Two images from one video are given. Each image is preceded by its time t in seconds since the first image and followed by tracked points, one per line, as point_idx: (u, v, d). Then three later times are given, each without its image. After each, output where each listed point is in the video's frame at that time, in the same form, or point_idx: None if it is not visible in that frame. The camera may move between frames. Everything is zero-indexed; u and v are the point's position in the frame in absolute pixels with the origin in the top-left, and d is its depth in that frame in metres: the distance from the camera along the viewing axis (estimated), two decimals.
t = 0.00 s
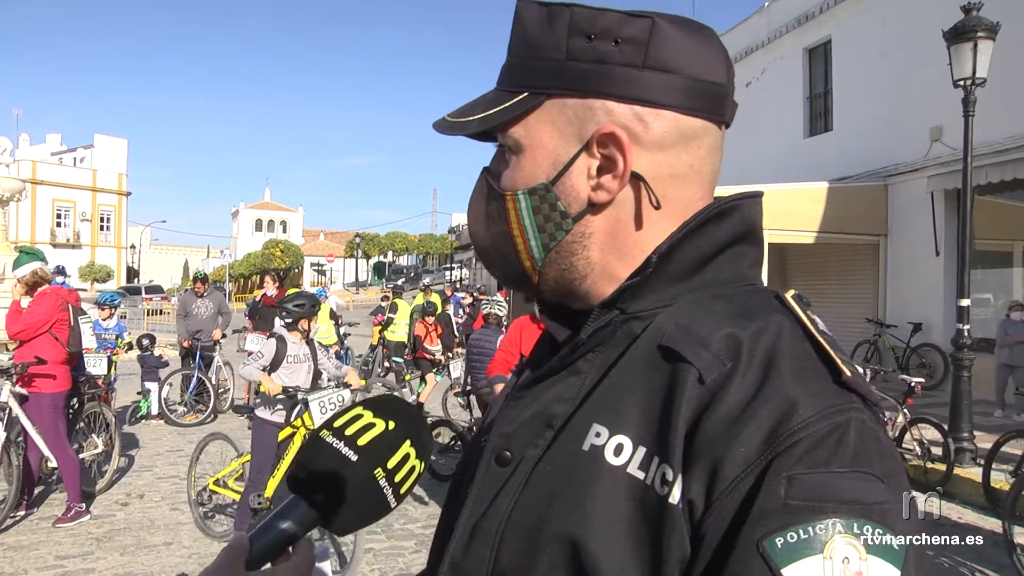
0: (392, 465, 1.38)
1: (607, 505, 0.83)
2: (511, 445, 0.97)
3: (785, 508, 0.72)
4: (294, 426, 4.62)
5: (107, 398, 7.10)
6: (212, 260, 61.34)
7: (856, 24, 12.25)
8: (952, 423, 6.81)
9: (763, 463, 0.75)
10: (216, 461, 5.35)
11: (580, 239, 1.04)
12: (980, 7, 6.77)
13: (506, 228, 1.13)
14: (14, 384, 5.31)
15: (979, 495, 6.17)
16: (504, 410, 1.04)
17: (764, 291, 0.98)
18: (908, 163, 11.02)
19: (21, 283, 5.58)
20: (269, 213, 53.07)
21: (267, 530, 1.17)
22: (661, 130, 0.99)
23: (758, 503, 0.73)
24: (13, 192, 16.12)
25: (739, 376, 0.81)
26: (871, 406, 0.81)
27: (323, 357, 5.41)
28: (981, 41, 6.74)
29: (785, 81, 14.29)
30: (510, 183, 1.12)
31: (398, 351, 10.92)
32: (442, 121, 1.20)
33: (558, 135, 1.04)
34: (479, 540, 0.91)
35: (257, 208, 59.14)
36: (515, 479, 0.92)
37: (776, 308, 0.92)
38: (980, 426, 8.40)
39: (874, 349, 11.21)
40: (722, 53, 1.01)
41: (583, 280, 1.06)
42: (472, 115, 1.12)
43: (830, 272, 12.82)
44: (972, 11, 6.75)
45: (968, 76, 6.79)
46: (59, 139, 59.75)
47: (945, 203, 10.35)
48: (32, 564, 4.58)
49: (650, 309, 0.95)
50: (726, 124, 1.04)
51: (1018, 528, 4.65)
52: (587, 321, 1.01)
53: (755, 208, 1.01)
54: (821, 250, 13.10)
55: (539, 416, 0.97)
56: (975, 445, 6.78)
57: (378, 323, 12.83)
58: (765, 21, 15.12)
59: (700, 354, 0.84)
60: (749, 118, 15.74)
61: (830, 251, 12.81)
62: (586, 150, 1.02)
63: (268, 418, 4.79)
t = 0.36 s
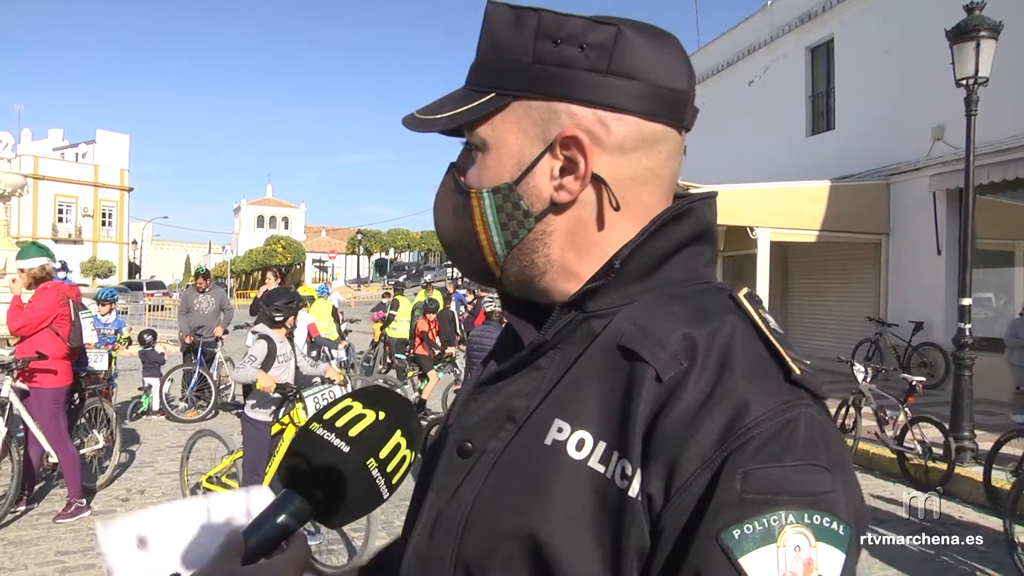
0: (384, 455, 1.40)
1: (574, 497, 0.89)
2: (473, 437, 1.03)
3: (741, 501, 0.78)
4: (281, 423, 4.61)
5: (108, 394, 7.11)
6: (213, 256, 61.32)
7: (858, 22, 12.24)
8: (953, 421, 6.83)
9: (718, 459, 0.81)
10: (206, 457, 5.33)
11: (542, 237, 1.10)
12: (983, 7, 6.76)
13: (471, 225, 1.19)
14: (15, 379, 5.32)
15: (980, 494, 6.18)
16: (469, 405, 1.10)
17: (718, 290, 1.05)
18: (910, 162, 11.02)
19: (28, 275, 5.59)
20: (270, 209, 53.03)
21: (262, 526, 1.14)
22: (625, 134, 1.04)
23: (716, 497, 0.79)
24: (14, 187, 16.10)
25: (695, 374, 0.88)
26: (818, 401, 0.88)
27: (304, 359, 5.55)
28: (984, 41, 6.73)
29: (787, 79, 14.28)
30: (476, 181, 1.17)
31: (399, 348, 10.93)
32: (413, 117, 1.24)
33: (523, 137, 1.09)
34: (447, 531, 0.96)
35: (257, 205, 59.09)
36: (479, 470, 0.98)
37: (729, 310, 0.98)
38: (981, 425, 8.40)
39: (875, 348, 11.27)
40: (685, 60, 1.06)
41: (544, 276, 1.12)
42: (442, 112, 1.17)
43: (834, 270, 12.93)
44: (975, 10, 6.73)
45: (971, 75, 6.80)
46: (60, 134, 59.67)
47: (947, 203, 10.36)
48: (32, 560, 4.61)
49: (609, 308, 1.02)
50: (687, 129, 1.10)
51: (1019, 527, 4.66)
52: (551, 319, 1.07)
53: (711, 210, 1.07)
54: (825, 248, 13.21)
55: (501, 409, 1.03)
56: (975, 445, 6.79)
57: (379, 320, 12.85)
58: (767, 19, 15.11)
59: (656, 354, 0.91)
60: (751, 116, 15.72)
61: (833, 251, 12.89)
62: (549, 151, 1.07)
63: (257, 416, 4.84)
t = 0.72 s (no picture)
0: (384, 462, 1.25)
1: (557, 496, 0.90)
2: (456, 438, 1.05)
3: (720, 497, 0.79)
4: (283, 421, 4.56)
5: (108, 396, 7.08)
6: (213, 258, 61.25)
7: (858, 22, 12.23)
8: (955, 421, 6.81)
9: (697, 458, 0.83)
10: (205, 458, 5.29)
11: (514, 244, 1.13)
12: (983, 6, 6.76)
13: (445, 233, 1.21)
14: (15, 381, 5.31)
15: (981, 495, 6.15)
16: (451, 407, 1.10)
17: (692, 294, 1.07)
18: (909, 162, 11.01)
19: (31, 275, 5.51)
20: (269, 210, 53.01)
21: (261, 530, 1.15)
22: (592, 144, 1.07)
23: (696, 495, 0.80)
24: (14, 189, 16.07)
25: (673, 377, 0.89)
26: (792, 400, 0.90)
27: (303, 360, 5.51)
28: (984, 40, 6.71)
29: (786, 79, 14.27)
30: (449, 190, 1.20)
31: (399, 349, 10.92)
32: (385, 128, 1.26)
33: (494, 149, 1.12)
34: (433, 532, 0.97)
35: (257, 206, 59.06)
36: (464, 470, 0.99)
37: (702, 313, 1.00)
38: (982, 425, 8.38)
39: (876, 348, 11.26)
40: (648, 68, 1.09)
41: (519, 281, 1.15)
42: (414, 124, 1.18)
43: (834, 272, 12.92)
44: (975, 10, 6.73)
45: (970, 75, 6.79)
46: (60, 135, 59.63)
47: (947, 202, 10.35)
48: (31, 562, 4.59)
49: (589, 312, 1.04)
50: (652, 135, 1.13)
51: (1021, 528, 4.64)
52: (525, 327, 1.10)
53: (679, 214, 1.11)
54: (825, 248, 13.18)
55: (483, 410, 1.04)
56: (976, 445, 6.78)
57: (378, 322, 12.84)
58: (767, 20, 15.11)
59: (636, 357, 0.92)
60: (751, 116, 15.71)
61: (834, 252, 12.89)
62: (519, 162, 1.10)
63: (256, 416, 4.75)
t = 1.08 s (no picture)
0: (381, 459, 1.24)
1: (555, 493, 0.93)
2: (453, 437, 1.07)
3: (708, 493, 0.82)
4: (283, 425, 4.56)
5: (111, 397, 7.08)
6: (215, 259, 61.33)
7: (860, 24, 12.26)
8: (957, 424, 6.83)
9: (687, 454, 0.86)
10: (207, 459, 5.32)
11: (506, 245, 1.17)
12: (984, 9, 6.79)
13: (438, 237, 1.25)
14: (18, 382, 5.36)
15: (983, 497, 6.17)
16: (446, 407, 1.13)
17: (682, 294, 1.11)
18: (911, 164, 11.02)
19: (36, 275, 5.53)
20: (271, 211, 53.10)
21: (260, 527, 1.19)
22: (580, 146, 1.11)
23: (686, 491, 0.83)
24: (16, 190, 16.12)
25: (663, 376, 0.92)
26: (778, 397, 0.93)
27: (302, 361, 5.54)
28: (985, 42, 6.73)
29: (788, 81, 14.29)
30: (440, 196, 1.24)
31: (401, 351, 10.95)
32: (376, 136, 1.29)
33: (484, 153, 1.16)
34: (432, 531, 1.00)
35: (259, 207, 59.17)
36: (461, 469, 1.02)
37: (689, 313, 1.03)
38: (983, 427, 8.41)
39: (878, 350, 11.27)
40: (631, 71, 1.14)
41: (510, 282, 1.18)
42: (404, 132, 1.22)
43: (835, 273, 12.94)
44: (976, 12, 6.76)
45: (972, 78, 6.80)
46: (63, 136, 59.81)
47: (949, 204, 10.38)
48: (33, 563, 4.62)
49: (580, 312, 1.08)
50: (638, 138, 1.18)
51: None
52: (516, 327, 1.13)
53: (668, 216, 1.14)
54: (826, 249, 13.20)
55: (479, 411, 1.07)
56: (978, 447, 6.81)
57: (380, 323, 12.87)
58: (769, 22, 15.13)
59: (626, 356, 0.96)
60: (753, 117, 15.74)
61: (835, 253, 12.91)
62: (508, 165, 1.14)
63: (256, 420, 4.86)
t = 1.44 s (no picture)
0: (377, 463, 1.35)
1: (527, 485, 0.96)
2: (438, 435, 1.11)
3: (672, 481, 0.85)
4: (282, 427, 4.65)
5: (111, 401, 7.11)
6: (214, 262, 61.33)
7: (858, 25, 12.30)
8: (956, 425, 6.85)
9: (654, 444, 0.89)
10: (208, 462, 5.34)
11: (492, 249, 1.20)
12: (983, 10, 6.83)
13: (427, 247, 1.29)
14: (17, 385, 5.38)
15: (982, 498, 6.19)
16: (432, 404, 1.17)
17: (661, 290, 1.14)
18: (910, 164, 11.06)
19: (36, 278, 5.55)
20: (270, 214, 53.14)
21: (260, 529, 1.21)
22: (559, 147, 1.14)
23: (650, 479, 0.86)
24: (15, 194, 16.12)
25: (633, 368, 0.96)
26: (749, 389, 0.96)
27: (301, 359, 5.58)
28: (984, 44, 6.77)
29: (788, 82, 14.33)
30: (427, 206, 1.28)
31: (401, 353, 10.98)
32: (363, 152, 1.34)
33: (466, 160, 1.20)
34: (413, 525, 1.03)
35: (259, 210, 59.21)
36: (443, 464, 1.05)
37: (665, 309, 1.07)
38: (982, 428, 8.44)
39: (877, 351, 11.30)
40: (605, 70, 1.17)
41: (498, 288, 1.21)
42: (390, 146, 1.27)
43: (834, 274, 12.98)
44: (975, 13, 6.80)
45: (971, 79, 6.83)
46: (63, 139, 59.89)
47: (948, 206, 10.42)
48: (33, 567, 4.64)
49: (557, 310, 1.11)
50: (617, 136, 1.20)
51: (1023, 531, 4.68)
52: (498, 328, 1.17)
53: (649, 214, 1.17)
54: (825, 251, 13.24)
55: (462, 409, 1.11)
56: (977, 448, 6.84)
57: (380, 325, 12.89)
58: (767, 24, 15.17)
59: (597, 350, 0.99)
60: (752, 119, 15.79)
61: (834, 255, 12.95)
62: (490, 170, 1.18)
63: (258, 420, 4.83)
